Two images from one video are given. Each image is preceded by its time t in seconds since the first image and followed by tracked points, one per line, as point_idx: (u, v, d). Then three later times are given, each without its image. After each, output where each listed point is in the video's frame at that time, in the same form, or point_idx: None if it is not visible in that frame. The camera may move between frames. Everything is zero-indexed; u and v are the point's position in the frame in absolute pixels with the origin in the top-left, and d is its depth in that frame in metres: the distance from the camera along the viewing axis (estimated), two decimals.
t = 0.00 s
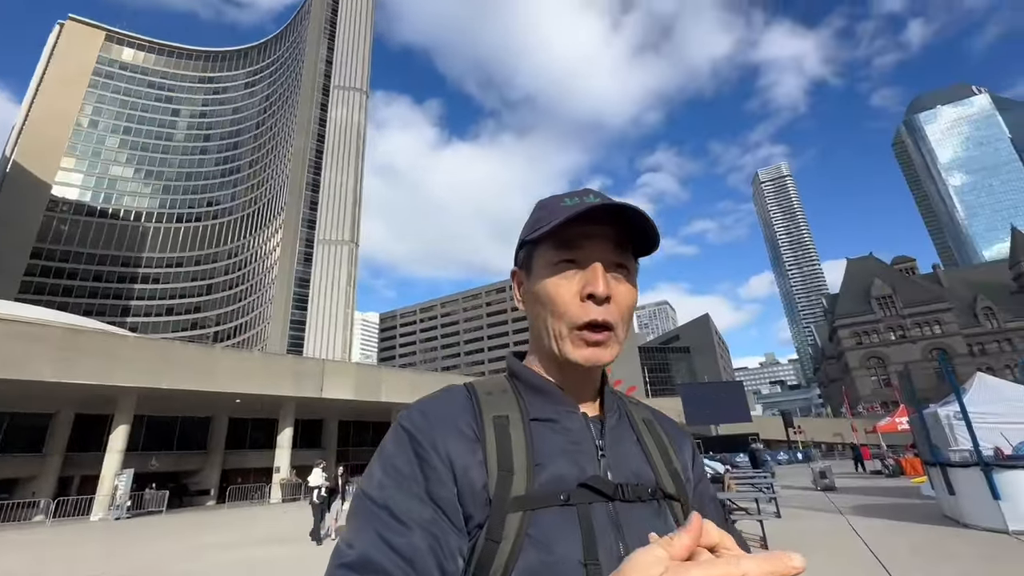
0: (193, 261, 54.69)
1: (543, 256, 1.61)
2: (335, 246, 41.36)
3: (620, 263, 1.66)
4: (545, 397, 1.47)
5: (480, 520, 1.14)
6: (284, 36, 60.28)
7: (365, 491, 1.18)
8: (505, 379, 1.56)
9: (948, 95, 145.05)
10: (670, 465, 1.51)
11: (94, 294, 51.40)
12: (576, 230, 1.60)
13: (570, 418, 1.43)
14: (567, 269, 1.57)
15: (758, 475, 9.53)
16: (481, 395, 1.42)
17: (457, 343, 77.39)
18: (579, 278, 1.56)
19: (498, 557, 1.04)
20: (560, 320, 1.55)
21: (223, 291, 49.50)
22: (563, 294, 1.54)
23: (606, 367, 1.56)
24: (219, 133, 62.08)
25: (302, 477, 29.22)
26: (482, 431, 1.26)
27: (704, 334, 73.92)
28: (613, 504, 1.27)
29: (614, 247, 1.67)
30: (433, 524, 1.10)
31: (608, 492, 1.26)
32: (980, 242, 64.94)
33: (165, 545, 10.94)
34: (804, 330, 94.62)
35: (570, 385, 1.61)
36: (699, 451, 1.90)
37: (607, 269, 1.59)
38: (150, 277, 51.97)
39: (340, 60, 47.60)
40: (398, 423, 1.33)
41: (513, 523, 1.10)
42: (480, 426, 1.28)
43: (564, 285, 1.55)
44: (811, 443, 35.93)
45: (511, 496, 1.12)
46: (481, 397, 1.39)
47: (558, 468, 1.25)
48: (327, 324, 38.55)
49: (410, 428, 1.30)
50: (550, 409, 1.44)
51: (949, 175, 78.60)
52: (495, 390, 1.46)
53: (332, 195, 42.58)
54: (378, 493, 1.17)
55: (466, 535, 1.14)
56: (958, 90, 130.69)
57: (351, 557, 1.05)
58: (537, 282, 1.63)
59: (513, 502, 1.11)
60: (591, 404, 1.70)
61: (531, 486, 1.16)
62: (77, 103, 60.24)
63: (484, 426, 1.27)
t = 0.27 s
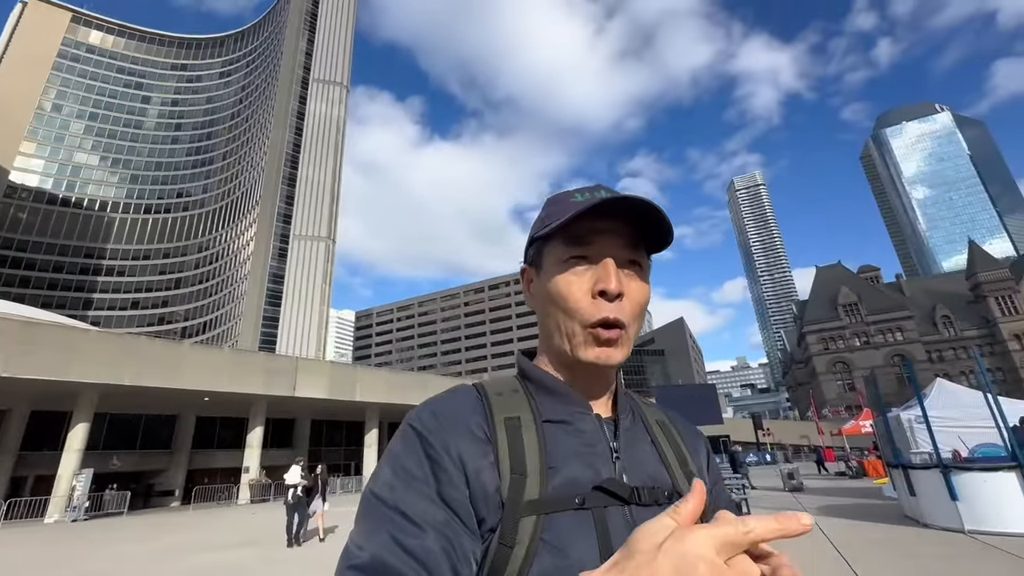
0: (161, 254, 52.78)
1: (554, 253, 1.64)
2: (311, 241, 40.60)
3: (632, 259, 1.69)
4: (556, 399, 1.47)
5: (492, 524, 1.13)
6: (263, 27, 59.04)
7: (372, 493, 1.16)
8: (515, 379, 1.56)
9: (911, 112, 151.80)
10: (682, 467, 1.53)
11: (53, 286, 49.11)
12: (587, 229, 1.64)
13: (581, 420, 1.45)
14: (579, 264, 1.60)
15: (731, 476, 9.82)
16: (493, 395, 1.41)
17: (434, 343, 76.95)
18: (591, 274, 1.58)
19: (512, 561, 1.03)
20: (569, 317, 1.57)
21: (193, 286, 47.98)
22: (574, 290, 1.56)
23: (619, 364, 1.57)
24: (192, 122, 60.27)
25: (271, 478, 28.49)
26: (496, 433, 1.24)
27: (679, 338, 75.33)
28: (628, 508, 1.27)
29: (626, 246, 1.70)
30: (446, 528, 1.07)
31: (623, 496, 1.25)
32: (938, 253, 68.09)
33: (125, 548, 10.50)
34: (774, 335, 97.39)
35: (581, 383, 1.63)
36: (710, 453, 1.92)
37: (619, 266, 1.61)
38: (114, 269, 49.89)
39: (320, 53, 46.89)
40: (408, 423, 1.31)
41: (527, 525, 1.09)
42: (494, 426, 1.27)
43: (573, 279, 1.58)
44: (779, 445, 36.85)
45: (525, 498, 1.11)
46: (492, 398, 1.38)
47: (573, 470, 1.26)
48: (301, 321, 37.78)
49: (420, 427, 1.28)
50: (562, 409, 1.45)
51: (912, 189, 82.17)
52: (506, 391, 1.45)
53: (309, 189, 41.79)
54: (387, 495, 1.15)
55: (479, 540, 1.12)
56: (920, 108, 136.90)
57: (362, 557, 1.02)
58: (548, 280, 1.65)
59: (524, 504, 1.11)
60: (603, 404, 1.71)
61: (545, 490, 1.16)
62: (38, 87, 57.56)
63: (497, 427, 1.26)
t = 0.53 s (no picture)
0: (137, 247, 51.29)
1: (560, 238, 1.66)
2: (293, 237, 40.01)
3: (639, 241, 1.69)
4: (565, 386, 1.48)
5: (502, 514, 1.12)
6: (247, 18, 58.07)
7: (378, 480, 1.15)
8: (525, 368, 1.56)
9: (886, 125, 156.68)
10: (692, 458, 1.55)
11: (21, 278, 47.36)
12: (591, 212, 1.65)
13: (592, 410, 1.46)
14: (584, 247, 1.61)
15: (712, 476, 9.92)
16: (502, 381, 1.40)
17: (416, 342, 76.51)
18: (597, 259, 1.59)
19: (522, 552, 1.03)
20: (574, 301, 1.59)
21: (169, 280, 46.81)
22: (580, 273, 1.57)
23: (628, 346, 1.57)
24: (171, 113, 58.93)
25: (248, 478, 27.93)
26: (506, 418, 1.24)
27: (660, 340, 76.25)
28: (641, 500, 1.27)
29: (632, 228, 1.70)
30: (456, 518, 1.06)
31: (635, 488, 1.27)
32: (910, 261, 70.36)
33: (93, 549, 10.17)
34: (753, 339, 99.30)
35: (589, 368, 1.63)
36: (720, 443, 1.93)
37: (625, 249, 1.63)
38: (86, 262, 48.27)
39: (306, 46, 46.29)
40: (415, 409, 1.30)
41: (539, 516, 1.09)
42: (503, 413, 1.26)
43: (579, 264, 1.59)
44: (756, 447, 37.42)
45: (536, 488, 1.11)
46: (500, 386, 1.37)
47: (585, 461, 1.27)
48: (281, 318, 37.23)
49: (427, 414, 1.27)
50: (573, 400, 1.45)
51: (886, 199, 84.70)
52: (515, 378, 1.45)
53: (292, 184, 41.14)
54: (394, 483, 1.13)
55: (489, 529, 1.11)
56: (895, 121, 141.28)
57: (370, 547, 1.01)
58: (554, 263, 1.67)
59: (536, 495, 1.10)
60: (614, 393, 1.72)
61: (556, 480, 1.16)
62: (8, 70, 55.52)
63: (507, 414, 1.25)
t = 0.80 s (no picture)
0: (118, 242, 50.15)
1: (559, 235, 1.66)
2: (280, 234, 39.55)
3: (638, 236, 1.69)
4: (571, 383, 1.47)
5: (512, 512, 1.11)
6: (235, 11, 57.27)
7: (382, 482, 1.11)
8: (528, 366, 1.56)
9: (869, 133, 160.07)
10: (696, 454, 1.56)
11: None
12: (589, 208, 1.65)
13: (600, 408, 1.45)
14: (583, 245, 1.62)
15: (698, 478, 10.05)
16: (507, 379, 1.39)
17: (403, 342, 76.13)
18: (597, 255, 1.60)
19: (531, 553, 1.02)
20: (572, 301, 1.60)
21: (151, 276, 45.89)
22: (580, 271, 1.57)
23: (630, 345, 1.58)
24: (155, 105, 57.80)
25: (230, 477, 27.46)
26: (511, 414, 1.23)
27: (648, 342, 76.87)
28: (651, 499, 1.27)
29: (632, 224, 1.71)
30: (462, 518, 1.05)
31: (645, 485, 1.27)
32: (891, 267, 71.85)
33: (67, 550, 9.88)
34: (738, 342, 100.59)
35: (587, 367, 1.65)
36: (725, 443, 1.92)
37: (626, 245, 1.63)
38: (65, 256, 47.03)
39: (295, 42, 45.77)
40: (419, 407, 1.28)
41: (549, 515, 1.09)
42: (509, 410, 1.25)
43: (580, 260, 1.59)
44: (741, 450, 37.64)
45: (546, 485, 1.11)
46: (506, 382, 1.36)
47: (593, 458, 1.27)
48: (266, 316, 36.82)
49: (430, 411, 1.25)
50: (580, 397, 1.45)
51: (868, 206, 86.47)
52: (519, 376, 1.44)
53: (279, 181, 40.65)
54: (399, 483, 1.10)
55: (497, 530, 1.10)
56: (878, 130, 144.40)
57: (375, 550, 0.98)
58: (553, 261, 1.67)
59: (546, 493, 1.10)
60: (620, 390, 1.71)
61: (566, 478, 1.15)
62: None
63: (512, 412, 1.24)
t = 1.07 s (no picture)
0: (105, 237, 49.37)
1: (560, 235, 1.65)
2: (271, 232, 39.21)
3: (640, 239, 1.69)
4: (568, 384, 1.47)
5: (508, 513, 1.11)
6: (228, 7, 56.80)
7: (378, 479, 1.10)
8: (527, 365, 1.55)
9: (858, 139, 162.21)
10: (693, 456, 1.57)
11: None
12: (589, 210, 1.64)
13: (599, 407, 1.45)
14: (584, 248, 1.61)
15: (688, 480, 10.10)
16: (504, 378, 1.39)
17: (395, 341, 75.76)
18: (597, 257, 1.59)
19: (528, 553, 1.02)
20: (572, 303, 1.59)
21: (139, 273, 45.29)
22: (579, 274, 1.57)
23: (627, 346, 1.58)
24: (145, 100, 57.10)
25: (217, 477, 27.15)
26: (508, 413, 1.22)
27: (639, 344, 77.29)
28: (647, 499, 1.27)
29: (634, 226, 1.69)
30: (461, 518, 1.04)
31: (642, 487, 1.27)
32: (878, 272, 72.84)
33: (48, 550, 9.69)
34: (728, 345, 101.39)
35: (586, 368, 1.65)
36: (721, 444, 1.93)
37: (626, 249, 1.62)
38: (50, 251, 46.24)
39: (288, 38, 45.45)
40: (415, 403, 1.27)
41: (547, 516, 1.08)
42: (507, 410, 1.24)
43: (579, 262, 1.59)
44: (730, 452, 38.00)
45: (542, 486, 1.11)
46: (504, 380, 1.36)
47: (592, 458, 1.26)
48: (257, 314, 36.46)
49: (427, 408, 1.24)
50: (578, 396, 1.45)
51: (857, 212, 87.62)
52: (517, 374, 1.43)
53: (271, 178, 40.28)
54: (395, 482, 1.09)
55: (494, 531, 1.09)
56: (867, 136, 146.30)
57: (372, 550, 0.97)
58: (553, 262, 1.67)
59: (543, 494, 1.10)
60: (618, 390, 1.71)
61: (562, 479, 1.15)
62: None
63: (512, 411, 1.23)
